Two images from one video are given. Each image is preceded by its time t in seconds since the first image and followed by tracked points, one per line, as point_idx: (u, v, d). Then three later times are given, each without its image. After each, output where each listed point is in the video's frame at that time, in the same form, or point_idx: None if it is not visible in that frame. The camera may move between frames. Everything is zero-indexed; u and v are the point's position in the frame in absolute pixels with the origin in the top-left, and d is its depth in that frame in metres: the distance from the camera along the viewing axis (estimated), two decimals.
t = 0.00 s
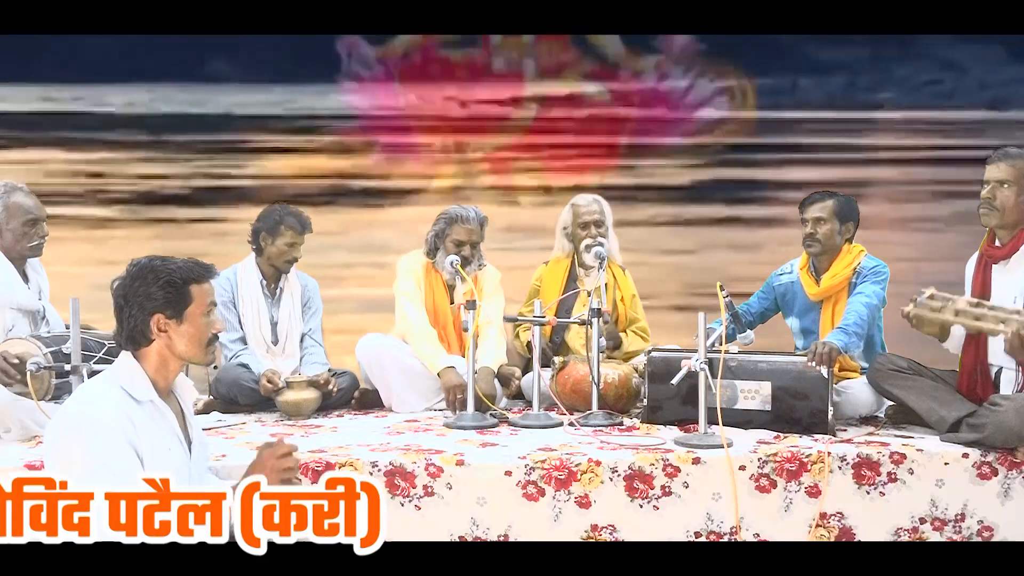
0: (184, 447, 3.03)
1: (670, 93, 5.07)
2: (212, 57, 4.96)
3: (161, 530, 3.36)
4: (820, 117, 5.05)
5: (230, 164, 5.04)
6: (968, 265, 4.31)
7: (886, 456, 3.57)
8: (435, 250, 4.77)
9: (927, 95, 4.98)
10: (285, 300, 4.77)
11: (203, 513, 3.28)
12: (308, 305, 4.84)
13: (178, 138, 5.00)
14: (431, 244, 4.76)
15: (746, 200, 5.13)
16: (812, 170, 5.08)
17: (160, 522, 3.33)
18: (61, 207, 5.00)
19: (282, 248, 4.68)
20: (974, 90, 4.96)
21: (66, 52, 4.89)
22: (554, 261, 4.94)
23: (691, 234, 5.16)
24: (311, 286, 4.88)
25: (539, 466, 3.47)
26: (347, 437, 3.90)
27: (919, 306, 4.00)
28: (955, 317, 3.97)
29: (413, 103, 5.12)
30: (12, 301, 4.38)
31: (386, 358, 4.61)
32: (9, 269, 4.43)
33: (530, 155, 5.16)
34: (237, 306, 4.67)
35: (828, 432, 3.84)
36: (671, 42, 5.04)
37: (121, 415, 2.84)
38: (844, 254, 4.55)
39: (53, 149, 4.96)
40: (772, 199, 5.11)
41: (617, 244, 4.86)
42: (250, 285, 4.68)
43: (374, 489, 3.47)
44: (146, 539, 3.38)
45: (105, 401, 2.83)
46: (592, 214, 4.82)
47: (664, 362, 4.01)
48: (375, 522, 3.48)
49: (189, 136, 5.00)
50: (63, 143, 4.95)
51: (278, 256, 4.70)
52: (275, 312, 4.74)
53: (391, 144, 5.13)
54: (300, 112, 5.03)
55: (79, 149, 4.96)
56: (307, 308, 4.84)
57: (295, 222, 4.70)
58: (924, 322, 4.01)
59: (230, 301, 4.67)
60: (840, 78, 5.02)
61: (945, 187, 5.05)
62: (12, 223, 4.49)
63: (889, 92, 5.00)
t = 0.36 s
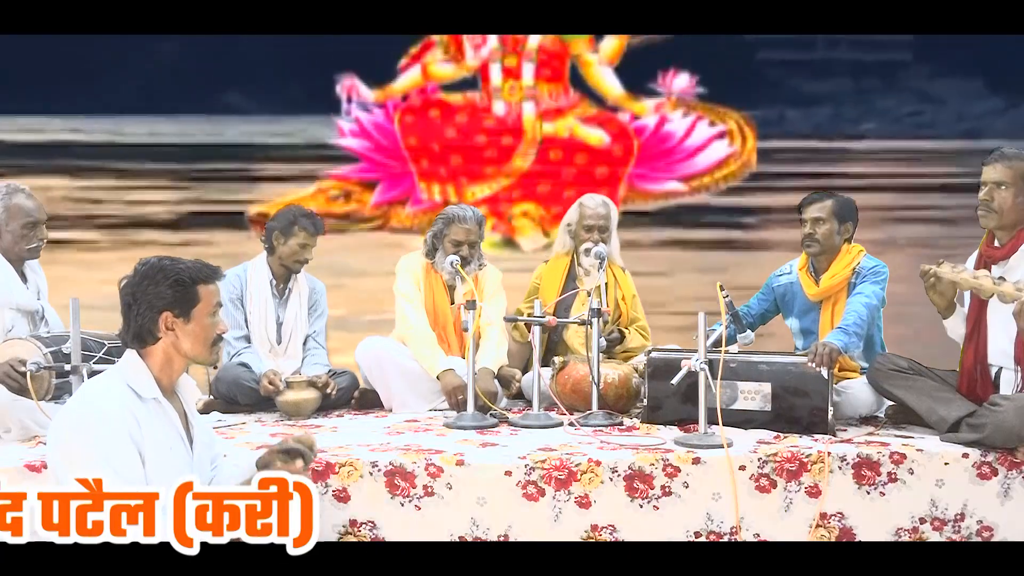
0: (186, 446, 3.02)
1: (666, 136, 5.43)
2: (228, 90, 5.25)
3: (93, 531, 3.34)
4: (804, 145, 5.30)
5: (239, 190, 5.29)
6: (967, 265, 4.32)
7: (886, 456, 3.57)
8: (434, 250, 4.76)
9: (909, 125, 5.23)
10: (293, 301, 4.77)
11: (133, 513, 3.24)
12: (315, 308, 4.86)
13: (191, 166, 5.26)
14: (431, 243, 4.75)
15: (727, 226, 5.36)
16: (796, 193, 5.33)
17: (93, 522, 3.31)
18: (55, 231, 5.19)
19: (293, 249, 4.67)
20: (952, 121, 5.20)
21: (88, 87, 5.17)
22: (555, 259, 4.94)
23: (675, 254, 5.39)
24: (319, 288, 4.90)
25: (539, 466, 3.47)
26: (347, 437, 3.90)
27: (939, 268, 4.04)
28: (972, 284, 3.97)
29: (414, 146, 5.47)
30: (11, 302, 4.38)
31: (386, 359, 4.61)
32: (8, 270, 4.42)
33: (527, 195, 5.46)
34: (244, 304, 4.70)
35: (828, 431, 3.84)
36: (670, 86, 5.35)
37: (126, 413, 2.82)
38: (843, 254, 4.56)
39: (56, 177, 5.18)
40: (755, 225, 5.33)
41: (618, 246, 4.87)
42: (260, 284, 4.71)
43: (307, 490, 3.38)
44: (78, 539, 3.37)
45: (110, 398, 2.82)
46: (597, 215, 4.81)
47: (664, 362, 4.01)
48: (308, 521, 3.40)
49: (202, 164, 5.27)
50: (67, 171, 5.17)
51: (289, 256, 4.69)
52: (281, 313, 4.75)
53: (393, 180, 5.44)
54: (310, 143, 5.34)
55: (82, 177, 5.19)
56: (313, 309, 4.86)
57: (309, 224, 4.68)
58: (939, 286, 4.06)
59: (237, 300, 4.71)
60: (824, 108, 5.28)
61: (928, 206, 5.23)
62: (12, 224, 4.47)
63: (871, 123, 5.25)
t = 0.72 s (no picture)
0: (185, 446, 3.05)
1: (666, 179, 5.63)
2: (245, 121, 5.48)
3: (25, 531, 3.41)
4: (787, 176, 5.54)
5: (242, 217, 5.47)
6: (969, 264, 4.33)
7: (886, 456, 3.57)
8: (435, 249, 4.77)
9: (892, 156, 5.45)
10: (294, 301, 4.78)
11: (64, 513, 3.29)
12: (315, 307, 4.88)
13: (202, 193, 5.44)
14: (432, 241, 4.76)
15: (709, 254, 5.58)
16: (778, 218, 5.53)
17: (25, 521, 3.39)
18: (52, 257, 5.31)
19: (294, 249, 4.65)
20: (935, 151, 5.43)
21: (108, 119, 5.36)
22: (555, 259, 4.95)
23: (663, 278, 5.62)
24: (320, 289, 4.92)
25: (539, 466, 3.47)
26: (347, 437, 3.90)
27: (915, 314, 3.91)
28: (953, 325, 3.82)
29: (415, 189, 5.66)
30: (11, 302, 4.37)
31: (388, 358, 4.61)
32: (8, 270, 4.41)
33: (527, 240, 5.67)
34: (245, 304, 4.70)
35: (828, 431, 3.84)
36: (670, 128, 5.57)
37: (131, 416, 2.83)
38: (844, 254, 4.56)
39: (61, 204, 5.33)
40: (745, 250, 5.55)
41: (619, 246, 4.87)
42: (261, 284, 4.71)
43: (240, 491, 3.13)
44: (12, 538, 3.44)
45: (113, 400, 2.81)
46: (598, 214, 4.81)
47: (664, 362, 4.01)
48: (241, 522, 3.18)
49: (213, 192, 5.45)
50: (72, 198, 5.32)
51: (290, 255, 4.67)
52: (282, 313, 4.75)
53: (393, 221, 5.63)
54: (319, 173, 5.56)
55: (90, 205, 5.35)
56: (313, 309, 4.88)
57: (310, 224, 4.66)
58: (921, 331, 3.91)
59: (239, 300, 4.71)
60: (809, 140, 5.50)
61: (913, 229, 5.44)
62: (13, 225, 4.46)
63: (857, 153, 5.48)
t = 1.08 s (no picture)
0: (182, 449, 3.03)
1: (666, 223, 5.92)
2: (259, 148, 5.85)
3: None
4: (780, 197, 5.91)
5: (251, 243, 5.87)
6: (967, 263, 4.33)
7: (886, 456, 3.57)
8: (437, 249, 4.77)
9: (876, 180, 5.85)
10: (286, 300, 4.78)
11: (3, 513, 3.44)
12: (309, 305, 4.89)
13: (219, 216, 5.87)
14: (434, 242, 4.76)
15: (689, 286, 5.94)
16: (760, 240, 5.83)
17: None
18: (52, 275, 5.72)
19: (278, 247, 4.65)
20: (915, 175, 5.83)
21: (126, 143, 5.76)
22: (555, 259, 4.96)
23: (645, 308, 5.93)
24: (311, 285, 4.91)
25: (539, 466, 3.47)
26: (346, 437, 3.90)
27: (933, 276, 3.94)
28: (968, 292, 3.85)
29: (414, 234, 5.93)
30: (10, 302, 4.37)
31: (390, 359, 4.61)
32: (7, 269, 4.41)
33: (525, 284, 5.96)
34: (237, 306, 4.69)
35: (828, 431, 3.84)
36: (671, 172, 5.91)
37: (125, 416, 2.82)
38: (844, 254, 4.56)
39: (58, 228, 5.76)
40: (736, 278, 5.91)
41: (618, 246, 4.88)
42: (249, 286, 4.70)
43: (173, 491, 2.92)
44: None
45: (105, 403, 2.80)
46: (597, 214, 4.80)
47: (664, 362, 4.01)
48: (173, 522, 2.98)
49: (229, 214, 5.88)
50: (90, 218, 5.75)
51: (274, 254, 4.67)
52: (276, 313, 4.76)
53: (392, 265, 5.91)
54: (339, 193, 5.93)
55: (90, 227, 5.75)
56: (307, 306, 4.88)
57: (290, 220, 4.64)
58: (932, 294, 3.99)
59: (231, 302, 4.70)
60: (798, 163, 5.89)
61: (892, 248, 5.87)
62: (11, 224, 4.46)
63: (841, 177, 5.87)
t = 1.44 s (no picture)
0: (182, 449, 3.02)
1: (666, 266, 5.44)
2: (271, 172, 5.34)
3: None
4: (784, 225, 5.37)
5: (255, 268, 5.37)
6: (969, 262, 4.34)
7: (886, 456, 3.57)
8: (437, 249, 4.77)
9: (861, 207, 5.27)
10: (278, 299, 4.79)
11: None
12: (303, 304, 4.90)
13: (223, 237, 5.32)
14: (434, 242, 4.76)
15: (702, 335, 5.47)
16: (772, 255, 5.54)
17: None
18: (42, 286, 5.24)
19: (260, 246, 4.70)
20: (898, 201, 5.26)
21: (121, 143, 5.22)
22: (552, 259, 4.96)
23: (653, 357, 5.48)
24: (304, 283, 4.92)
25: (539, 466, 3.47)
26: (346, 437, 3.90)
27: (922, 287, 4.03)
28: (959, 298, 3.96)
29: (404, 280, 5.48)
30: (8, 302, 4.36)
31: (391, 360, 4.61)
32: (7, 269, 4.41)
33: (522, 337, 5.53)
34: (231, 308, 4.70)
35: (828, 431, 3.84)
36: (670, 216, 5.41)
37: (123, 418, 2.82)
38: (845, 253, 4.57)
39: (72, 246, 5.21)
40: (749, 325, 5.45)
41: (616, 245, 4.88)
42: (241, 287, 4.71)
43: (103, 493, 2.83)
44: None
45: (104, 404, 2.80)
46: (595, 214, 4.81)
47: (664, 362, 4.01)
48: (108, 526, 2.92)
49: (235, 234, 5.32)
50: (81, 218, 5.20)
51: (256, 254, 4.73)
52: (270, 313, 4.76)
53: (393, 308, 5.47)
54: (325, 221, 5.41)
55: (99, 247, 5.21)
56: (302, 305, 4.90)
57: (271, 219, 4.70)
58: (927, 305, 4.04)
59: (224, 304, 4.71)
60: (787, 190, 5.36)
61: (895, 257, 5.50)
62: (9, 223, 4.47)
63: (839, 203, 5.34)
